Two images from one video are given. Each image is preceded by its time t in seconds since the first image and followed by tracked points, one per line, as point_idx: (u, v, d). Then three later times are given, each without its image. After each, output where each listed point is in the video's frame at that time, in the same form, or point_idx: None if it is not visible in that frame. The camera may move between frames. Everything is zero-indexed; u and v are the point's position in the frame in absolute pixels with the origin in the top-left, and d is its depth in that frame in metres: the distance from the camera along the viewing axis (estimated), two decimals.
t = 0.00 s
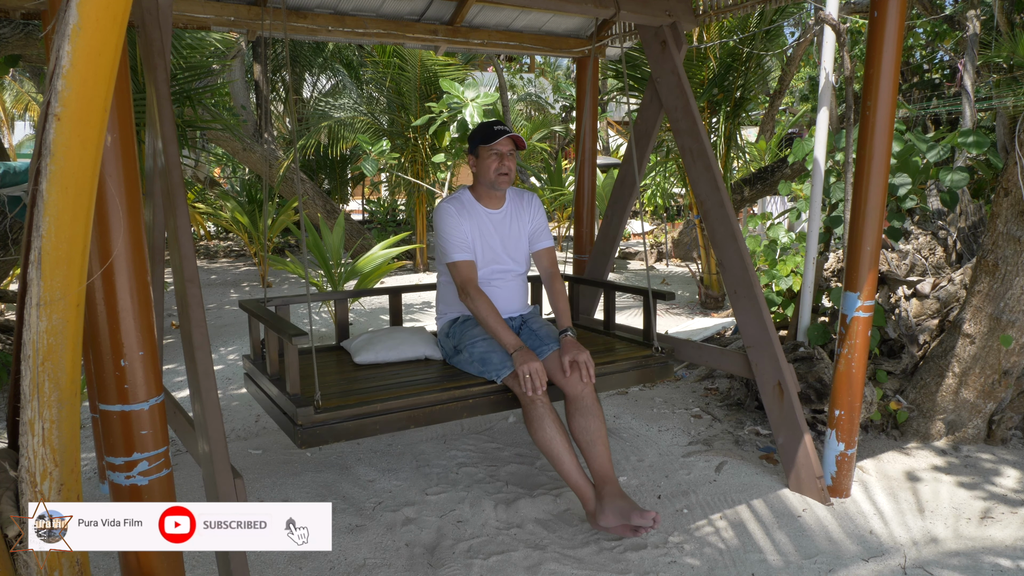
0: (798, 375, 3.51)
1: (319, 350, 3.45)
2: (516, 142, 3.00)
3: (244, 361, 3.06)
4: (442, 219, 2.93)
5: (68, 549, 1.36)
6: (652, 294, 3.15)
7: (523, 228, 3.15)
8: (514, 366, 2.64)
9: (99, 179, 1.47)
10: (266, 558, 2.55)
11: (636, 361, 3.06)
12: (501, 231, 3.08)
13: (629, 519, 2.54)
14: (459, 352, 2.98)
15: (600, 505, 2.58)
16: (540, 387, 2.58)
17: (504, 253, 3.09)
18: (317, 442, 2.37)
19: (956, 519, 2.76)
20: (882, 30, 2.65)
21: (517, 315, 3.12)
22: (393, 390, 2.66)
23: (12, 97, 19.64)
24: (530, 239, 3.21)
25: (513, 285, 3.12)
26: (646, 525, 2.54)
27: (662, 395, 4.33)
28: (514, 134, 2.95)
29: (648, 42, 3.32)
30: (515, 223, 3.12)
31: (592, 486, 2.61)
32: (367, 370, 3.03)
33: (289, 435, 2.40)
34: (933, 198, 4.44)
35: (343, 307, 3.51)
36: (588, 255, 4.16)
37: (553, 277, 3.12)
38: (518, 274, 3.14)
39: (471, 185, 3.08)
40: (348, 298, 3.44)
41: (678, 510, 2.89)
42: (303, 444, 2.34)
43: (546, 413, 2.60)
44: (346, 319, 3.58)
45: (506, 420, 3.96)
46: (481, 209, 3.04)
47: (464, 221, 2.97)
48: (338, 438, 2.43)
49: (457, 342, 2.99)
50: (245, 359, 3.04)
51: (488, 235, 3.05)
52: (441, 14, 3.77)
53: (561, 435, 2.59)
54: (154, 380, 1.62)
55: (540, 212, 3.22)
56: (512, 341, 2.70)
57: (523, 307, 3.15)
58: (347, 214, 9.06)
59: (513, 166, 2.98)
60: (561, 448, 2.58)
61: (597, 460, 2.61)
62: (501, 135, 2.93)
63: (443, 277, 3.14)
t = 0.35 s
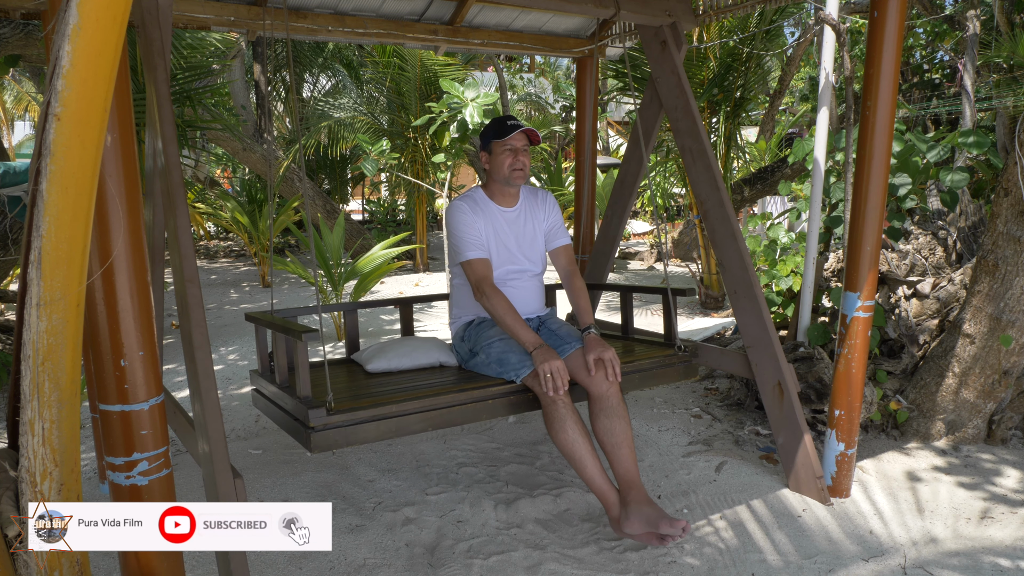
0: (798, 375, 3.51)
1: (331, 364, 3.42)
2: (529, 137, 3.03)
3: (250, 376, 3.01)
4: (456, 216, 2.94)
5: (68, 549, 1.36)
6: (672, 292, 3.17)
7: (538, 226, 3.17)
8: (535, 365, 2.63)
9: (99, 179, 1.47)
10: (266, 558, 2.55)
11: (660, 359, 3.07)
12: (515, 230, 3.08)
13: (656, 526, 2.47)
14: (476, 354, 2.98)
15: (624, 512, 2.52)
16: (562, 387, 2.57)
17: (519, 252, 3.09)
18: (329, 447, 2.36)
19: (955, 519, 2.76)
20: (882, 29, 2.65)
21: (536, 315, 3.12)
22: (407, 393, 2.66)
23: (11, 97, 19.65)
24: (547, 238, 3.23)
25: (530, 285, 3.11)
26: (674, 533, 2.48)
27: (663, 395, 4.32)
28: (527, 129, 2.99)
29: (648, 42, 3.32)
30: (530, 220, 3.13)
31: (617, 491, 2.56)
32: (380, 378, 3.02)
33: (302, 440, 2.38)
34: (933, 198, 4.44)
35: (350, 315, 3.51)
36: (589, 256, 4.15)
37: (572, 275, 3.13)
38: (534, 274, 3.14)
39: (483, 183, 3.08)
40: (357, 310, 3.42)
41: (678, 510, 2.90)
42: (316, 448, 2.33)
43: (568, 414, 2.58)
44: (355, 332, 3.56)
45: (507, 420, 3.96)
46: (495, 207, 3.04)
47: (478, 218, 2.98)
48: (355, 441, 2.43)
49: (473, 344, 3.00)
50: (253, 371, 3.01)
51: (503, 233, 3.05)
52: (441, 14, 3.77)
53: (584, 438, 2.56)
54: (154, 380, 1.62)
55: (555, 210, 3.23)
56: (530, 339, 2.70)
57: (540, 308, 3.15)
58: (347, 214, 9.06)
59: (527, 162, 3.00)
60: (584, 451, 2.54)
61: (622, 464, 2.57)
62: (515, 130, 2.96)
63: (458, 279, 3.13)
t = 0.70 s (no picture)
0: (797, 375, 3.51)
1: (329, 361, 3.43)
2: (526, 138, 3.01)
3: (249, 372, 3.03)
4: (453, 217, 2.93)
5: (67, 549, 1.36)
6: (668, 292, 3.16)
7: (535, 226, 3.16)
8: (530, 366, 2.64)
9: (98, 179, 1.47)
10: (266, 558, 2.55)
11: (656, 360, 3.08)
12: (512, 231, 3.08)
13: (649, 526, 2.46)
14: (473, 354, 2.98)
15: (618, 511, 2.51)
16: (556, 388, 2.58)
17: (516, 253, 3.09)
18: (325, 446, 2.36)
19: (955, 519, 2.76)
20: (882, 29, 2.65)
21: (531, 315, 3.12)
22: (405, 393, 2.66)
23: (11, 97, 19.63)
24: (544, 238, 3.23)
25: (526, 286, 3.12)
26: (667, 534, 2.46)
27: (663, 395, 4.32)
28: (523, 130, 2.98)
29: (648, 42, 3.32)
30: (526, 221, 3.13)
31: (611, 491, 2.56)
32: (377, 377, 3.03)
33: (300, 440, 2.39)
34: (933, 198, 4.44)
35: (348, 313, 3.51)
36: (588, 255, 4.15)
37: (568, 275, 3.13)
38: (530, 275, 3.14)
39: (481, 183, 3.08)
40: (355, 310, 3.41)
41: (678, 510, 2.90)
42: (313, 448, 2.33)
43: (563, 414, 2.58)
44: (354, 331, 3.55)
45: (507, 420, 3.96)
46: (492, 207, 3.04)
47: (475, 219, 2.98)
48: (351, 441, 2.42)
49: (470, 344, 3.00)
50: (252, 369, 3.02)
51: (500, 234, 3.05)
52: (441, 14, 3.77)
53: (579, 438, 2.56)
54: (154, 380, 1.62)
55: (552, 211, 3.23)
56: (525, 339, 2.70)
57: (536, 308, 3.14)
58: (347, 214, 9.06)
59: (523, 163, 2.98)
60: (579, 451, 2.54)
61: (617, 465, 2.56)
62: (510, 131, 2.95)
63: (455, 279, 3.13)
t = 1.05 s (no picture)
0: (797, 374, 3.52)
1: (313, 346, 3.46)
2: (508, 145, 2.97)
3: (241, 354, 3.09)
4: (439, 219, 2.92)
5: (68, 549, 1.36)
6: (644, 292, 3.14)
7: (519, 229, 3.15)
8: (507, 367, 2.66)
9: (99, 179, 1.47)
10: (266, 558, 2.55)
11: (627, 360, 3.02)
12: (495, 233, 3.07)
13: (613, 520, 2.59)
14: (453, 350, 2.97)
15: (585, 505, 2.61)
16: (531, 390, 2.61)
17: (499, 253, 3.09)
18: (311, 440, 2.39)
19: (955, 519, 2.76)
20: (882, 29, 2.65)
21: (511, 314, 3.13)
22: (388, 388, 2.66)
23: (11, 97, 19.62)
24: (526, 242, 3.20)
25: (508, 285, 3.12)
26: (630, 527, 2.59)
27: (662, 395, 4.32)
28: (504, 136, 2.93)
29: (648, 42, 3.32)
30: (510, 225, 3.12)
31: (579, 486, 2.64)
32: (362, 367, 3.04)
33: (285, 432, 2.42)
34: (933, 198, 4.44)
35: (338, 299, 3.52)
36: (589, 255, 4.16)
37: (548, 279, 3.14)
38: (513, 275, 3.14)
39: (467, 185, 3.07)
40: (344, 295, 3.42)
41: (678, 510, 2.89)
42: (297, 441, 2.36)
43: (536, 414, 2.63)
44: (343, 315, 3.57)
45: (506, 420, 3.96)
46: (477, 210, 3.03)
47: (461, 221, 2.97)
48: (333, 437, 2.44)
49: (451, 340, 2.98)
50: (243, 352, 3.07)
51: (484, 236, 3.05)
52: (441, 14, 3.77)
53: (551, 436, 2.62)
54: (154, 380, 1.62)
55: (537, 214, 3.22)
56: (506, 343, 2.72)
57: (517, 307, 3.16)
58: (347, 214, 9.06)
59: (502, 168, 2.95)
60: (550, 449, 2.60)
61: (585, 461, 2.64)
62: (491, 137, 2.92)
63: (438, 276, 3.13)
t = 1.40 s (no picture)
0: (798, 374, 3.51)
1: (301, 328, 3.50)
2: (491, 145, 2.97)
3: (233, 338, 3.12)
4: (424, 216, 2.92)
5: (68, 549, 1.36)
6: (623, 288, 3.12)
7: (503, 226, 3.15)
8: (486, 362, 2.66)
9: (100, 179, 1.47)
10: (266, 558, 2.55)
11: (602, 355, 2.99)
12: (480, 230, 3.08)
13: (585, 504, 2.69)
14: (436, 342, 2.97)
15: (559, 491, 2.70)
16: (509, 383, 2.62)
17: (483, 249, 3.11)
18: (298, 428, 2.40)
19: (955, 520, 2.76)
20: (881, 29, 2.65)
21: (492, 307, 3.17)
22: (373, 380, 2.66)
23: (10, 96, 19.51)
24: (509, 238, 3.19)
25: (491, 280, 3.15)
26: (602, 510, 2.70)
27: (662, 395, 4.32)
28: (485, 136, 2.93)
29: (648, 42, 3.33)
30: (495, 222, 3.12)
31: (553, 473, 2.72)
32: (349, 354, 3.05)
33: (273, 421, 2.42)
34: (933, 198, 4.43)
35: (328, 280, 3.52)
36: (589, 255, 4.16)
37: (527, 275, 3.13)
38: (495, 270, 3.17)
39: (453, 182, 3.07)
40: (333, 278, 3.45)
41: (678, 510, 2.89)
42: (285, 430, 2.37)
43: (513, 405, 2.66)
44: (332, 298, 3.60)
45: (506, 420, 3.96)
46: (462, 207, 3.03)
47: (446, 218, 2.97)
48: (316, 427, 2.44)
49: (434, 332, 2.98)
50: (235, 332, 3.09)
51: (468, 233, 3.05)
52: (441, 14, 3.77)
53: (527, 426, 2.67)
54: (154, 380, 1.62)
55: (520, 213, 3.19)
56: (485, 338, 2.74)
57: (498, 300, 3.20)
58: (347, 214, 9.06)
59: (485, 168, 2.95)
60: (527, 439, 2.66)
61: (559, 450, 2.71)
62: (474, 136, 2.92)
63: (424, 269, 3.14)
